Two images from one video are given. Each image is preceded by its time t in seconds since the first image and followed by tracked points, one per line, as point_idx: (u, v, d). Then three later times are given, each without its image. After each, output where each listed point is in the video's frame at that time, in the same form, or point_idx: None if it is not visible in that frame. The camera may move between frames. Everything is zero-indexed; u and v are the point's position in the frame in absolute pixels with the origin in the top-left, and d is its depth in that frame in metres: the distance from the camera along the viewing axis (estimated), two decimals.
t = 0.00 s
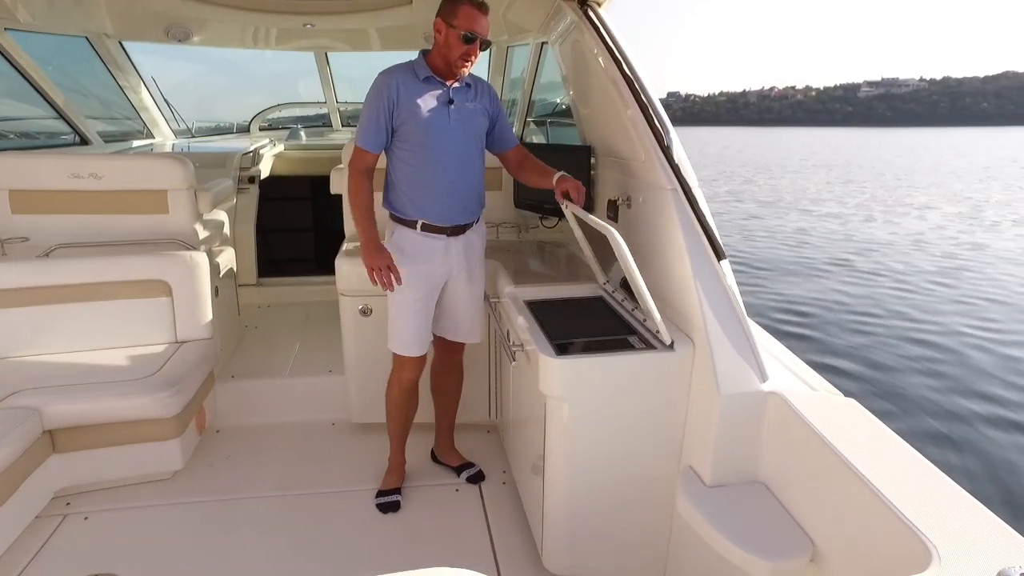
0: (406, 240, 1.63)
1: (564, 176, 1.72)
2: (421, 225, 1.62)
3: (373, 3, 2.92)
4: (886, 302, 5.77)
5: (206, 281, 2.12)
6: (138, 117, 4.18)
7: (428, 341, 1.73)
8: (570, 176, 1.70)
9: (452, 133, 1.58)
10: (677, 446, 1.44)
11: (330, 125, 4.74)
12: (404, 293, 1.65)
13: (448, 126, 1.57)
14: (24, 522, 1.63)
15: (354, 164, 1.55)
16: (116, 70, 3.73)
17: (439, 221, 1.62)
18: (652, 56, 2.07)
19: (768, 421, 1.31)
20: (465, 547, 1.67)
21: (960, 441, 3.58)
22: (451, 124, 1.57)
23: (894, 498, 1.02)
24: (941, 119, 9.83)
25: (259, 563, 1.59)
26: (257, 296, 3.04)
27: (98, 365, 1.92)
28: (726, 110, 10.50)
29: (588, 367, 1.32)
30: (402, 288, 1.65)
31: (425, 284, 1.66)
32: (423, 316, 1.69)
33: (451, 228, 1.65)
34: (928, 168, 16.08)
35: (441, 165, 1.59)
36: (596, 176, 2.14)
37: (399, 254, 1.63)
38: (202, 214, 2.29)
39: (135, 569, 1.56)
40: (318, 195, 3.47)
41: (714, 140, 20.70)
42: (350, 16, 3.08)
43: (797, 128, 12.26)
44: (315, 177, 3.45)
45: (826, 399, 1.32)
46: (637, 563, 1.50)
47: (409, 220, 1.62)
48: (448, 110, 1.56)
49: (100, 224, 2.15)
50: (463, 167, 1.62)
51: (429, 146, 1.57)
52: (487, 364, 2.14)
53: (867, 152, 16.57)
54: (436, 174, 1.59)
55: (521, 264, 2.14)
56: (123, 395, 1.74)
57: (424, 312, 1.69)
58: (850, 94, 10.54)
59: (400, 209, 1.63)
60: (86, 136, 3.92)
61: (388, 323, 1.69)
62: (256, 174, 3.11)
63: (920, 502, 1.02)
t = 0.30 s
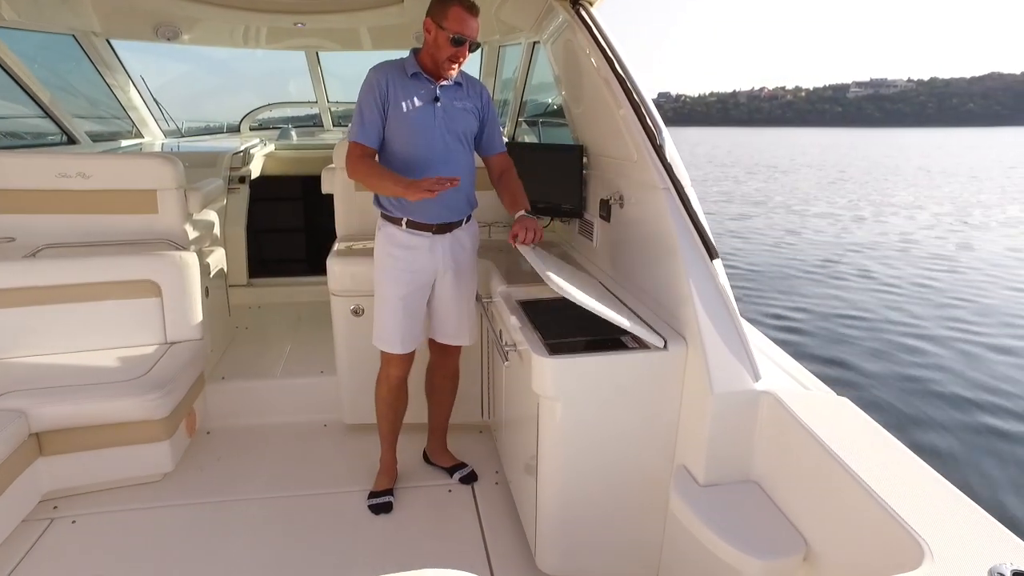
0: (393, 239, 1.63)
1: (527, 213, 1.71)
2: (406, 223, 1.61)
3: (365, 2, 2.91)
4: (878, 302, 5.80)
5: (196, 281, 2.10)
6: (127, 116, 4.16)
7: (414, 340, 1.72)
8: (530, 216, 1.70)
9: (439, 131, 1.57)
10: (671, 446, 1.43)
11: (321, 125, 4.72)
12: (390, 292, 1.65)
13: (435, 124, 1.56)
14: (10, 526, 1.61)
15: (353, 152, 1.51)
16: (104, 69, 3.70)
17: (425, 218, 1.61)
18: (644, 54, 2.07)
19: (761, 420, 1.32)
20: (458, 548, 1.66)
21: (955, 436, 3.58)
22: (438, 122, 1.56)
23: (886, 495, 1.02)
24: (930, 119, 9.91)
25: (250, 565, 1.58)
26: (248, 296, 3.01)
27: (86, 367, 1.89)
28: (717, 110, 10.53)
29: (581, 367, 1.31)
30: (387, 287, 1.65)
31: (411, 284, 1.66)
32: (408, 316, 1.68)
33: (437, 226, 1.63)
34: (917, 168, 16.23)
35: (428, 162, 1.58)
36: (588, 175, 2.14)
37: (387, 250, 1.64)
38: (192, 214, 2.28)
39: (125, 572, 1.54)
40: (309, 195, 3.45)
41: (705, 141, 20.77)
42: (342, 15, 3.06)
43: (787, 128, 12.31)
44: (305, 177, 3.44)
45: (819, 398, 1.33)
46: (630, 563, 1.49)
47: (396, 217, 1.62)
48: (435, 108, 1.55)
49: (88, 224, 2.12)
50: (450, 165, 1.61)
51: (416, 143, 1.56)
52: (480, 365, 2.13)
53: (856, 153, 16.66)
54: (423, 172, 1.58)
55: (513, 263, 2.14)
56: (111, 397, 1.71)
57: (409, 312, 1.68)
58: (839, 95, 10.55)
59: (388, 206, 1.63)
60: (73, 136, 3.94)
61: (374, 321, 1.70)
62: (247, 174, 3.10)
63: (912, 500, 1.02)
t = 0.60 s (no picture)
0: (382, 239, 1.65)
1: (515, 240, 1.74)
2: (394, 222, 1.63)
3: (358, 3, 2.91)
4: (868, 303, 5.85)
5: (189, 283, 2.10)
6: (118, 117, 4.13)
7: (404, 338, 1.73)
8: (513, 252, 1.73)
9: (429, 134, 1.57)
10: (663, 447, 1.44)
11: (313, 126, 4.71)
12: (376, 290, 1.66)
13: (425, 126, 1.56)
14: None
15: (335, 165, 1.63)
16: (94, 69, 3.68)
17: (412, 219, 1.62)
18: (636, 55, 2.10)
19: (754, 420, 1.32)
20: (452, 549, 1.66)
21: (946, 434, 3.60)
22: (428, 124, 1.56)
23: (876, 494, 1.03)
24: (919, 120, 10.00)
25: (243, 568, 1.57)
26: (240, 298, 3.00)
27: (76, 370, 1.88)
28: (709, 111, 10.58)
29: (573, 369, 1.32)
30: (373, 285, 1.66)
31: (397, 284, 1.67)
32: (393, 316, 1.69)
33: (423, 227, 1.63)
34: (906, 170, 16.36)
35: (414, 164, 1.59)
36: (580, 176, 2.15)
37: (377, 248, 1.66)
38: (183, 216, 2.27)
39: None
40: (302, 196, 3.45)
41: (697, 142, 20.84)
42: (334, 16, 3.05)
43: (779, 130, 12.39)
44: (298, 179, 3.43)
45: (810, 398, 1.34)
46: (623, 564, 1.50)
47: (385, 217, 1.65)
48: (425, 110, 1.56)
49: (79, 226, 2.11)
50: (440, 168, 1.60)
51: (403, 145, 1.58)
52: (473, 367, 2.13)
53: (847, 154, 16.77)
54: (411, 174, 1.59)
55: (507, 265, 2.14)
56: (103, 400, 1.71)
57: (396, 312, 1.69)
58: (829, 96, 10.98)
59: (380, 206, 1.66)
60: (64, 137, 3.91)
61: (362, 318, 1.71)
62: (239, 175, 3.08)
63: (902, 499, 1.03)
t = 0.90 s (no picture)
0: (375, 237, 1.68)
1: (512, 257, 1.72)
2: (389, 223, 1.66)
3: (351, 4, 2.91)
4: (860, 303, 5.89)
5: (183, 285, 2.09)
6: (110, 118, 4.12)
7: (390, 337, 1.74)
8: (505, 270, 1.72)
9: (420, 137, 1.57)
10: (656, 446, 1.45)
11: (307, 127, 4.70)
12: (367, 288, 1.69)
13: (418, 130, 1.57)
14: None
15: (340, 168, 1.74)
16: (86, 70, 3.67)
17: (406, 222, 1.63)
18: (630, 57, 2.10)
19: (745, 419, 1.34)
20: (447, 549, 1.67)
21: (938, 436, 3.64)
22: (419, 128, 1.56)
23: (866, 493, 1.05)
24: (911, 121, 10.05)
25: (237, 570, 1.57)
26: (235, 300, 3.00)
27: (69, 373, 1.87)
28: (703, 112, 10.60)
29: (566, 369, 1.33)
30: (365, 283, 1.70)
31: (388, 283, 1.69)
32: (384, 314, 1.71)
33: (416, 230, 1.64)
34: (898, 171, 16.47)
35: (406, 168, 1.60)
36: (575, 177, 2.16)
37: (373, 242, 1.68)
38: (177, 218, 2.27)
39: None
40: (296, 197, 3.45)
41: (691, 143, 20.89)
42: (327, 17, 3.05)
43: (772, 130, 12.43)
44: (292, 180, 3.43)
45: (801, 398, 1.35)
46: (617, 563, 1.51)
47: (381, 217, 1.68)
48: (418, 113, 1.56)
49: (72, 228, 2.11)
50: (432, 172, 1.60)
51: (396, 147, 1.59)
52: (468, 368, 2.14)
53: (840, 155, 16.85)
54: (403, 176, 1.61)
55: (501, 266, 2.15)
56: (96, 402, 1.70)
57: (387, 310, 1.71)
58: (822, 96, 10.71)
59: (378, 207, 1.69)
60: (56, 138, 3.90)
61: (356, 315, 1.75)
62: (233, 177, 3.08)
63: (890, 497, 1.05)
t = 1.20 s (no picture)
0: (373, 238, 1.69)
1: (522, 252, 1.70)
2: (384, 223, 1.67)
3: (346, 6, 2.92)
4: (853, 303, 5.94)
5: (179, 287, 2.09)
6: (104, 120, 4.11)
7: (388, 339, 1.75)
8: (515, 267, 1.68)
9: (416, 139, 1.58)
10: (651, 446, 1.46)
11: (302, 128, 4.70)
12: (364, 288, 1.71)
13: (414, 132, 1.58)
14: None
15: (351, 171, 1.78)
16: (80, 72, 3.67)
17: (401, 224, 1.64)
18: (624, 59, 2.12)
19: (739, 418, 1.35)
20: (443, 550, 1.68)
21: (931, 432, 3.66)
22: (415, 129, 1.57)
23: (857, 491, 1.06)
24: (902, 122, 10.12)
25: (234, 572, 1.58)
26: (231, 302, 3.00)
27: (64, 375, 1.87)
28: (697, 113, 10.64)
29: (562, 369, 1.34)
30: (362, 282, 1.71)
31: (384, 282, 1.70)
32: (381, 314, 1.72)
33: (410, 232, 1.64)
34: (890, 171, 16.59)
35: (403, 169, 1.61)
36: (570, 179, 2.17)
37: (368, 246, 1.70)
38: (172, 220, 2.27)
39: None
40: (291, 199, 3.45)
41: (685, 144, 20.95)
42: (322, 20, 3.06)
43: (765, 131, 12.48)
44: (287, 181, 3.42)
45: (793, 397, 1.37)
46: (613, 563, 1.52)
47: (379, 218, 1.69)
48: (414, 115, 1.57)
49: (67, 231, 2.11)
50: (429, 172, 1.60)
51: (394, 150, 1.61)
52: (464, 370, 2.15)
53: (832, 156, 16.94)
54: (400, 177, 1.62)
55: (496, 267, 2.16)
56: (92, 405, 1.70)
57: (384, 311, 1.72)
58: (815, 97, 10.86)
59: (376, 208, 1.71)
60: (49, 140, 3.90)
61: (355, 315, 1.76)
62: (228, 178, 3.07)
63: (881, 494, 1.06)
